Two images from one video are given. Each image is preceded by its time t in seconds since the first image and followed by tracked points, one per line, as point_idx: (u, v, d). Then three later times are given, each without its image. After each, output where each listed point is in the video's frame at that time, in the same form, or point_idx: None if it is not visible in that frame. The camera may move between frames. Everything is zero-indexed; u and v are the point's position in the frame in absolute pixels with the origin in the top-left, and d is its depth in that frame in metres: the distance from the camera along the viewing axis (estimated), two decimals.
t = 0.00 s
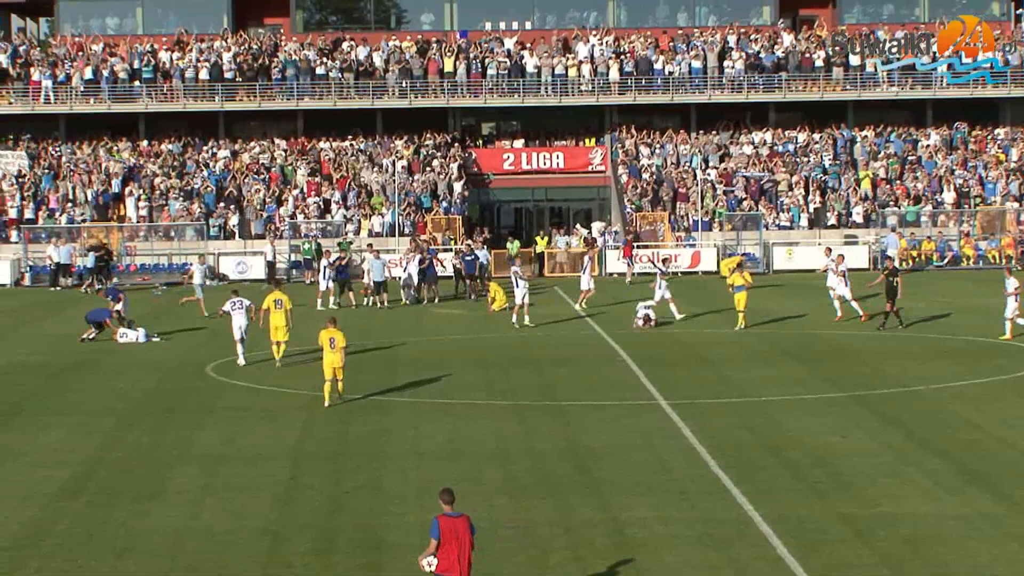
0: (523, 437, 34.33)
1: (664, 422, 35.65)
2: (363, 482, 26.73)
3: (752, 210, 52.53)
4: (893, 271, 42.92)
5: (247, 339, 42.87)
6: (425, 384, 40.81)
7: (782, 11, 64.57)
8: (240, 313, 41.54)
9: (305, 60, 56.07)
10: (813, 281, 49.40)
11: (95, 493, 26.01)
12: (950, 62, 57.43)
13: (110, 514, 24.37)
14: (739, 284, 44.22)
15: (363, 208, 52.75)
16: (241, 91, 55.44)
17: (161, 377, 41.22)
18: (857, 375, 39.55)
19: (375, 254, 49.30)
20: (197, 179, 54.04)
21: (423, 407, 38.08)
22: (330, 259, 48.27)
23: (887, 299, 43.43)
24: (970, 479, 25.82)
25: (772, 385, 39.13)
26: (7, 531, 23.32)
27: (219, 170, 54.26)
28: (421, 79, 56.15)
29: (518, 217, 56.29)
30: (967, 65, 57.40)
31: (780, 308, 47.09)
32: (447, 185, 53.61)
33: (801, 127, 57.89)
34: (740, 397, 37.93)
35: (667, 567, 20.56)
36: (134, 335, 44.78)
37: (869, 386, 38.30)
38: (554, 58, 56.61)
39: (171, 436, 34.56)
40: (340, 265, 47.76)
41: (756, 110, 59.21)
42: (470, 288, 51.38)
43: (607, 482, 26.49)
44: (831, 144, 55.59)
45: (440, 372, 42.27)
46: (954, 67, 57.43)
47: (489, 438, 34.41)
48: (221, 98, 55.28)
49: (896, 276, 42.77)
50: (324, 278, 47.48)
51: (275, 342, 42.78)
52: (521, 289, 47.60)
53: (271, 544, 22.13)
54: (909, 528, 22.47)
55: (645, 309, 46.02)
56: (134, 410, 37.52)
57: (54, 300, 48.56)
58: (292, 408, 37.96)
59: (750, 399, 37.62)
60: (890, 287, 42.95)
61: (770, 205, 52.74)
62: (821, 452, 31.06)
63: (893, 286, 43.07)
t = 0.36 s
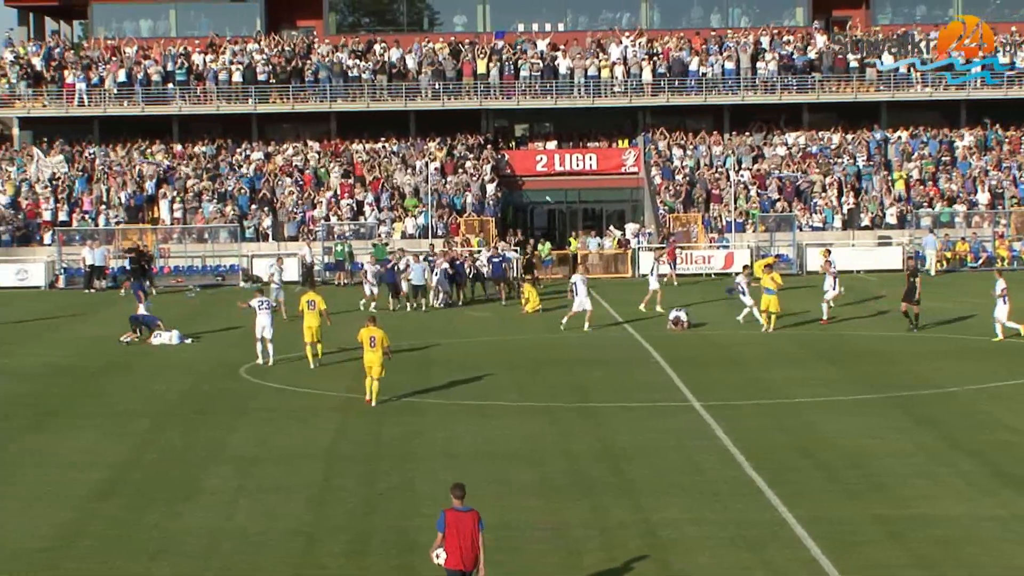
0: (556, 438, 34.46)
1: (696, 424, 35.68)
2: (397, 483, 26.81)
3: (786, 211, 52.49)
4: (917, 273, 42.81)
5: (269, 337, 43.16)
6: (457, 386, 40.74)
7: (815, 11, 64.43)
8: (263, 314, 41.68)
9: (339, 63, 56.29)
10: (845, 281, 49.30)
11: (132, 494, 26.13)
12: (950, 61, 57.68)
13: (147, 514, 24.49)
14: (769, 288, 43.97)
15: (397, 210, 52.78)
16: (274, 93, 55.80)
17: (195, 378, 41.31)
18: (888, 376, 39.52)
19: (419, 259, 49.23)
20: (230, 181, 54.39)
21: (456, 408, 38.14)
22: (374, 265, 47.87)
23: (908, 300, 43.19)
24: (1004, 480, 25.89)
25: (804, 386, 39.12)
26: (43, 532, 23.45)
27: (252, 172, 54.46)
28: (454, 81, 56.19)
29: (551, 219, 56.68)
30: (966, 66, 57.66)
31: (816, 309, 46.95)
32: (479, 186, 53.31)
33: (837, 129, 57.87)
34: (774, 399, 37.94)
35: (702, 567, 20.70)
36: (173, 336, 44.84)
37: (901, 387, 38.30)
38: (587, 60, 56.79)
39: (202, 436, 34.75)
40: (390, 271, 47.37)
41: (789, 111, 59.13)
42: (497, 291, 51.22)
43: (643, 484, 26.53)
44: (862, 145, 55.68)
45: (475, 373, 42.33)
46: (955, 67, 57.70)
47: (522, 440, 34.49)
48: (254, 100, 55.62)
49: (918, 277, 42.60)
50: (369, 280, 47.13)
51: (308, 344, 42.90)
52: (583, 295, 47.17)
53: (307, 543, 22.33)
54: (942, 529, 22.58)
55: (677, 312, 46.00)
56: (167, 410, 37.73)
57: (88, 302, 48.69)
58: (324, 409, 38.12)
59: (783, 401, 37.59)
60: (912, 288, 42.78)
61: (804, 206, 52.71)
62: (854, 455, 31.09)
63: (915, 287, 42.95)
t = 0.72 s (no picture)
0: (585, 440, 34.51)
1: (724, 425, 35.66)
2: (429, 484, 26.86)
3: (815, 211, 52.46)
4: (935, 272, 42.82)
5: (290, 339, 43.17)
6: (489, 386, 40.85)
7: (844, 12, 64.41)
8: (285, 314, 41.82)
9: (367, 65, 56.49)
10: (874, 282, 49.27)
11: (165, 495, 26.19)
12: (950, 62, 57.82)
13: (178, 516, 24.55)
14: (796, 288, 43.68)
15: (425, 213, 52.87)
16: (303, 97, 55.83)
17: (224, 380, 41.35)
18: (915, 377, 39.47)
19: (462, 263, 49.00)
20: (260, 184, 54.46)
21: (484, 410, 38.16)
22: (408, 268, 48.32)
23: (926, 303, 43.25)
24: None
25: (832, 387, 39.10)
26: (75, 533, 23.52)
27: (282, 174, 54.61)
28: (482, 82, 56.26)
29: (580, 221, 56.47)
30: (967, 66, 57.67)
31: (847, 312, 46.85)
32: (508, 188, 53.67)
33: (866, 129, 57.87)
34: (804, 399, 37.91)
35: (731, 567, 20.86)
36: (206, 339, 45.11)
37: (930, 388, 38.24)
38: (616, 62, 56.68)
39: (230, 437, 34.97)
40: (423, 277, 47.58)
41: (818, 112, 59.10)
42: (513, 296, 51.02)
43: (675, 485, 26.54)
44: (889, 147, 55.86)
45: (505, 374, 42.34)
46: (955, 68, 57.71)
47: (552, 441, 34.50)
48: (283, 102, 55.81)
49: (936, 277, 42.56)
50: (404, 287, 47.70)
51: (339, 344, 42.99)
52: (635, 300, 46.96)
53: (339, 542, 22.53)
54: (971, 530, 22.70)
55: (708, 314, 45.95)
56: (198, 410, 37.95)
57: (117, 304, 48.80)
58: (353, 409, 38.30)
59: (812, 402, 37.54)
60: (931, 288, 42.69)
61: (833, 207, 52.66)
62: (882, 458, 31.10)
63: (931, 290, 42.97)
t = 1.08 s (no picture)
0: (611, 442, 34.43)
1: (750, 427, 35.51)
2: (456, 486, 26.93)
3: (841, 211, 52.38)
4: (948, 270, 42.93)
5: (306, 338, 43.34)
6: (516, 387, 40.87)
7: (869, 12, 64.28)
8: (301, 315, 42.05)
9: (392, 67, 56.53)
10: (901, 283, 49.15)
11: (193, 498, 26.17)
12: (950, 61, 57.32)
13: (204, 519, 24.54)
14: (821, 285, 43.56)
15: (451, 215, 52.87)
16: (328, 99, 55.99)
17: (249, 383, 41.35)
18: (941, 379, 39.30)
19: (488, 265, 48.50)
20: (286, 186, 54.54)
21: (510, 412, 38.09)
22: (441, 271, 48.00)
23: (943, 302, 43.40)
24: None
25: (858, 388, 38.98)
26: (101, 537, 23.51)
27: (308, 177, 54.70)
28: (507, 84, 56.50)
29: (605, 222, 56.52)
30: (967, 65, 57.25)
31: (875, 314, 46.54)
32: (533, 190, 53.62)
33: (892, 129, 57.66)
34: (830, 401, 37.77)
35: (758, 568, 20.97)
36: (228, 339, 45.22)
37: (956, 390, 38.10)
38: (641, 63, 56.64)
39: (255, 438, 35.14)
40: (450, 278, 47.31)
41: (844, 111, 59.02)
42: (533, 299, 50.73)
43: (702, 490, 26.51)
44: (913, 148, 55.84)
45: (532, 376, 42.26)
46: (955, 67, 57.23)
47: (578, 443, 34.43)
48: (308, 105, 55.89)
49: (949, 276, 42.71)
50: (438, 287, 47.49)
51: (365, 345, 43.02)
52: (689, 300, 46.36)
53: (367, 542, 22.66)
54: (999, 530, 22.75)
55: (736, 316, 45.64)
56: (224, 411, 38.10)
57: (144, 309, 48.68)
58: (379, 411, 38.43)
59: (838, 404, 37.40)
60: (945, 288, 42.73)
61: (859, 208, 52.59)
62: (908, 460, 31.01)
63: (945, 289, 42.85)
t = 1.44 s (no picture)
0: (639, 442, 34.39)
1: (775, 427, 35.49)
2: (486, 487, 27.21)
3: (865, 212, 52.41)
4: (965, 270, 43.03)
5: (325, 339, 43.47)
6: (544, 389, 40.86)
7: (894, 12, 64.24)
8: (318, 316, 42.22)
9: (417, 69, 56.39)
10: (926, 283, 49.04)
11: (223, 499, 26.23)
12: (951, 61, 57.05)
13: (237, 517, 24.80)
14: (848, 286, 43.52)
15: (475, 216, 52.89)
16: (352, 100, 55.98)
17: (275, 384, 41.40)
18: (966, 380, 39.22)
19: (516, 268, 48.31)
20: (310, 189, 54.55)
21: (537, 413, 38.06)
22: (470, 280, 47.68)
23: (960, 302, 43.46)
24: None
25: (883, 388, 38.94)
26: (135, 535, 23.71)
27: (333, 178, 54.79)
28: (532, 85, 56.58)
29: (630, 223, 56.66)
30: (967, 65, 57.20)
31: (902, 314, 46.42)
32: (558, 191, 53.62)
33: (916, 129, 57.64)
34: (856, 402, 37.71)
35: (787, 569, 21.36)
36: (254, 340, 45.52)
37: (981, 390, 38.04)
38: (665, 64, 56.67)
39: (280, 438, 35.39)
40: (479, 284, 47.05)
41: (869, 112, 58.96)
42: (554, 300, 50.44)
43: (733, 492, 26.50)
44: (937, 148, 55.82)
45: (559, 377, 42.24)
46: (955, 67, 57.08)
47: (606, 444, 34.41)
48: (333, 107, 55.95)
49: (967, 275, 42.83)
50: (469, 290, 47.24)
51: (389, 345, 42.94)
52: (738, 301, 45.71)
53: (399, 539, 22.98)
54: None
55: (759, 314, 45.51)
56: (249, 412, 38.31)
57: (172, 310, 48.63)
58: (406, 410, 38.63)
59: (864, 404, 37.36)
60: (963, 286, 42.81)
61: (883, 208, 52.65)
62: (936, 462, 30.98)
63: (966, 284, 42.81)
